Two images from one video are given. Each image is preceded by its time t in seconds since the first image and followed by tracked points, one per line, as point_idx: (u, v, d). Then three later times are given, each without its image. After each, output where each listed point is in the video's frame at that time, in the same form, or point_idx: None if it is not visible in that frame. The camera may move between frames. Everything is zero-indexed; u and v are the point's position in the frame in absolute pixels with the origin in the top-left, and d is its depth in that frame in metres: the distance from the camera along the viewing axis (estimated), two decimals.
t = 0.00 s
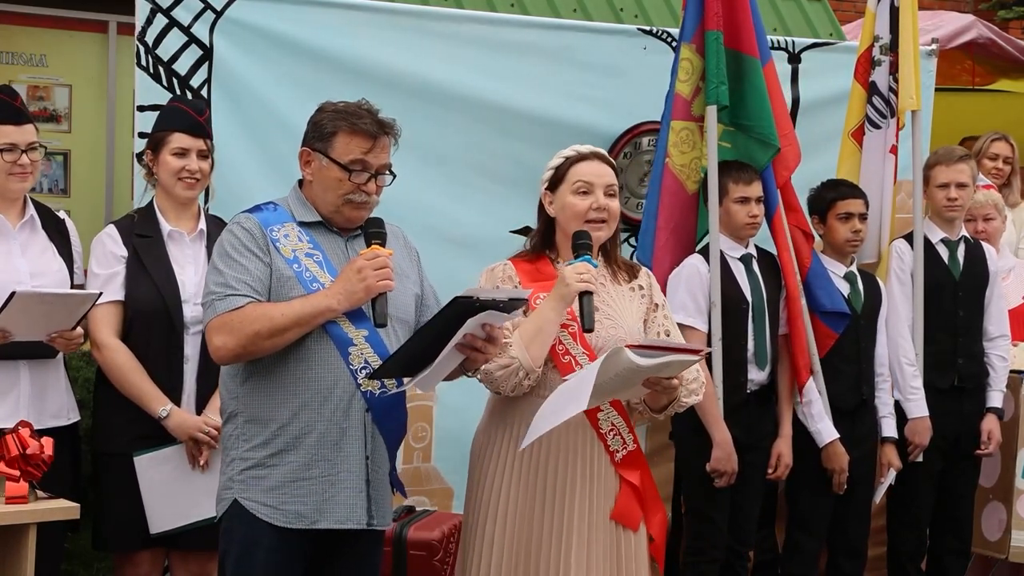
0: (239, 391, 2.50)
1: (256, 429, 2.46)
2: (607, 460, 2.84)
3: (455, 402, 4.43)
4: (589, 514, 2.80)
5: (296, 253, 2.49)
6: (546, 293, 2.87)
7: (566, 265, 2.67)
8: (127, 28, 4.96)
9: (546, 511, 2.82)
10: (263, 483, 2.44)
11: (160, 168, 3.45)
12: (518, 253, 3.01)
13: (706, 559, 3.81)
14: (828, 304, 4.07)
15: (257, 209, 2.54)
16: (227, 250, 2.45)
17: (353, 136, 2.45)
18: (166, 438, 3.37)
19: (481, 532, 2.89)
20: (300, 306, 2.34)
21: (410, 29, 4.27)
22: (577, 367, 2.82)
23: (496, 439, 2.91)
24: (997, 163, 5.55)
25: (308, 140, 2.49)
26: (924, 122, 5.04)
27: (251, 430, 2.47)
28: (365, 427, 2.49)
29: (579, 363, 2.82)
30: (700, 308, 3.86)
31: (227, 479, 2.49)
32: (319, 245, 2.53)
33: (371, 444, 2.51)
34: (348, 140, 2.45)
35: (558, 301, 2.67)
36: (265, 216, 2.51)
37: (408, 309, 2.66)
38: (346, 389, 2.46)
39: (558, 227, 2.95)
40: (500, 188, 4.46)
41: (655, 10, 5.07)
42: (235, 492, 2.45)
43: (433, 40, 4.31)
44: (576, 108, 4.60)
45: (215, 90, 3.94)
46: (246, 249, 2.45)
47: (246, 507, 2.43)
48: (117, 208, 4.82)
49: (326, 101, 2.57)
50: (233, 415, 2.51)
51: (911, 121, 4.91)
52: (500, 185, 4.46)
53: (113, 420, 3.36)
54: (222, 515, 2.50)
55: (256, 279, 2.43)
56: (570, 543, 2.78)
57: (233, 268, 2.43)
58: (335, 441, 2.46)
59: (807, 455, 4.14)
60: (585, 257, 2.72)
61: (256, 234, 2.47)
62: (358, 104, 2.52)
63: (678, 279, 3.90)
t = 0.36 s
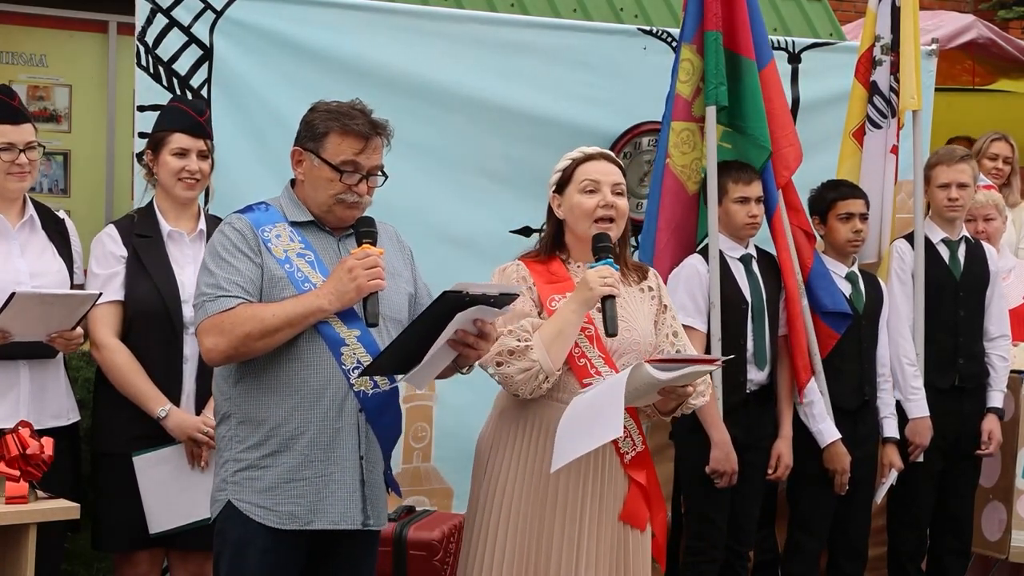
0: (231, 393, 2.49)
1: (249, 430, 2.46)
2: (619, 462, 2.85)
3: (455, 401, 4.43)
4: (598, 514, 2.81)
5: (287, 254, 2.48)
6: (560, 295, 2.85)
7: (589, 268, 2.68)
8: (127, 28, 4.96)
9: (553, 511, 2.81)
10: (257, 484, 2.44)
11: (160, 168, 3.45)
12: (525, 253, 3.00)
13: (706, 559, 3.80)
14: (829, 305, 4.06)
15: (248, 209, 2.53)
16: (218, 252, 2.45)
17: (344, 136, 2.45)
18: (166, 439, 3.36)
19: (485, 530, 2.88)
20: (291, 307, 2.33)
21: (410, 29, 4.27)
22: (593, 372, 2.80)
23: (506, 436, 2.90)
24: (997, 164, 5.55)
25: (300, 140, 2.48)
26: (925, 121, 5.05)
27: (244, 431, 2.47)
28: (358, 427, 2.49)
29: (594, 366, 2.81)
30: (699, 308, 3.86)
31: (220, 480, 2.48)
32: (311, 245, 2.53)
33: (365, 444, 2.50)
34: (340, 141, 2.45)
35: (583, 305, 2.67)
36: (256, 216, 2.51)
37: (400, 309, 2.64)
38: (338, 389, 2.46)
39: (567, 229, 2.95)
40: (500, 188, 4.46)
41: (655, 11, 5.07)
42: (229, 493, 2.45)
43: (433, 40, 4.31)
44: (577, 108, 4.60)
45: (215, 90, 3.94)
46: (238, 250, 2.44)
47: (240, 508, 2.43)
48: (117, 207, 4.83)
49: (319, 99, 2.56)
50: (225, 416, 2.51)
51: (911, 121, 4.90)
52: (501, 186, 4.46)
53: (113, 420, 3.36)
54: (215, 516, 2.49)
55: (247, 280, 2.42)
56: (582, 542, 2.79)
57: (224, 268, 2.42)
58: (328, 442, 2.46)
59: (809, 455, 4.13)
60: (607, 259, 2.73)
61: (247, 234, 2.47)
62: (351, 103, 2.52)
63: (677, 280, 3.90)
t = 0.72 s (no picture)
0: (214, 396, 2.49)
1: (233, 433, 2.46)
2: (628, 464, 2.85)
3: (455, 401, 4.43)
4: (606, 515, 2.82)
5: (269, 254, 2.48)
6: (573, 296, 2.84)
7: (611, 260, 2.66)
8: (127, 28, 4.96)
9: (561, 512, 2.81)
10: (242, 487, 2.44)
11: (160, 168, 3.45)
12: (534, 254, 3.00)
13: (705, 559, 3.80)
14: (830, 305, 4.06)
15: (228, 210, 2.53)
16: (198, 253, 2.44)
17: (327, 137, 2.45)
18: (167, 439, 3.36)
19: (494, 529, 2.89)
20: (272, 309, 2.33)
21: (410, 29, 4.27)
22: (604, 374, 2.78)
23: (516, 437, 2.90)
24: (997, 164, 5.56)
25: (281, 141, 2.48)
26: (925, 121, 5.05)
27: (228, 434, 2.46)
28: (342, 428, 2.50)
29: (605, 369, 2.79)
30: (699, 307, 3.87)
31: (204, 484, 2.48)
32: (292, 245, 2.53)
33: (350, 445, 2.51)
34: (323, 142, 2.45)
35: (606, 297, 2.63)
36: (237, 216, 2.50)
37: (382, 308, 2.65)
38: (322, 391, 2.47)
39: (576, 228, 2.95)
40: (500, 188, 4.46)
41: (655, 11, 5.07)
42: (213, 497, 2.44)
43: (433, 40, 4.31)
44: (577, 108, 4.60)
45: (215, 90, 3.94)
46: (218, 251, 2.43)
47: (225, 512, 2.42)
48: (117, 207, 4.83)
49: (297, 98, 2.56)
50: (208, 419, 2.50)
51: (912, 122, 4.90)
52: (501, 186, 4.47)
53: (112, 421, 3.36)
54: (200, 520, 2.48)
55: (228, 282, 2.42)
56: (592, 542, 2.80)
57: (205, 270, 2.42)
58: (313, 444, 2.46)
59: (810, 455, 4.13)
60: (626, 252, 2.72)
61: (228, 235, 2.46)
62: (329, 102, 2.52)
63: (678, 279, 3.91)
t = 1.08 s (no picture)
0: (190, 405, 2.46)
1: (210, 442, 2.44)
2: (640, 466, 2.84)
3: (454, 401, 4.43)
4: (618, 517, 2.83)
5: (244, 262, 2.46)
6: (587, 298, 2.83)
7: (625, 261, 2.66)
8: (127, 28, 4.96)
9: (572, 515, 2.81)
10: (221, 497, 2.43)
11: (162, 168, 3.45)
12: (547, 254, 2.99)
13: (706, 559, 3.79)
14: (829, 305, 4.06)
15: (200, 213, 2.50)
16: (166, 263, 2.41)
17: (305, 142, 2.44)
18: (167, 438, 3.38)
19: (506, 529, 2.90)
20: (232, 330, 2.32)
21: (410, 29, 4.27)
22: (617, 377, 2.77)
23: (527, 438, 2.90)
24: (996, 164, 5.56)
25: (257, 144, 2.47)
26: (925, 120, 5.05)
27: (205, 443, 2.44)
28: (322, 435, 2.50)
29: (618, 372, 2.78)
30: (700, 307, 3.86)
31: (181, 493, 2.46)
32: (266, 252, 2.51)
33: (330, 452, 2.52)
34: (301, 147, 2.44)
35: (619, 298, 2.63)
36: (209, 222, 2.48)
37: (358, 311, 2.64)
38: (300, 399, 2.46)
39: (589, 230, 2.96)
40: (499, 188, 4.46)
41: (655, 11, 5.07)
42: (192, 505, 2.43)
43: (433, 40, 4.31)
44: (576, 108, 4.60)
45: (215, 90, 3.95)
46: (184, 262, 2.41)
47: (204, 521, 2.42)
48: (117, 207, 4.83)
49: (272, 99, 2.55)
50: (184, 427, 2.48)
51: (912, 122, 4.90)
52: (500, 186, 4.47)
53: (112, 420, 3.35)
54: (176, 528, 2.47)
55: (193, 295, 2.39)
56: (603, 544, 2.81)
57: (170, 282, 2.39)
58: (293, 452, 2.46)
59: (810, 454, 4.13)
60: (642, 253, 2.71)
61: (198, 243, 2.44)
62: (305, 103, 2.51)
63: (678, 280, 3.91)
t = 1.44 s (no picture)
0: (180, 408, 2.46)
1: (201, 446, 2.43)
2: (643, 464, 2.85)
3: (454, 401, 4.43)
4: (620, 516, 2.83)
5: (232, 267, 2.46)
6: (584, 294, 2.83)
7: (611, 255, 2.66)
8: (127, 28, 4.97)
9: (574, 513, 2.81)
10: (213, 501, 2.42)
11: (171, 168, 3.46)
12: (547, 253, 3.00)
13: (706, 559, 3.79)
14: (830, 305, 4.06)
15: (186, 217, 2.49)
16: (153, 269, 2.40)
17: (291, 144, 2.44)
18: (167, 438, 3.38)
19: (509, 527, 2.91)
20: (222, 340, 2.33)
21: (410, 30, 4.27)
22: (615, 371, 2.78)
23: (530, 436, 2.91)
24: (996, 164, 5.56)
25: (242, 146, 2.47)
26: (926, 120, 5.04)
27: (196, 447, 2.44)
28: (312, 437, 2.51)
29: (616, 366, 2.78)
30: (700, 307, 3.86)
31: (172, 497, 2.45)
32: (254, 256, 2.51)
33: (318, 454, 2.53)
34: (287, 149, 2.44)
35: (605, 291, 2.64)
36: (195, 226, 2.47)
37: (345, 311, 2.64)
38: (291, 402, 2.46)
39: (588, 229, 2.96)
40: (499, 188, 4.46)
41: (655, 11, 5.07)
42: (182, 510, 2.43)
43: (433, 40, 4.31)
44: (576, 108, 4.60)
45: (215, 91, 3.95)
46: (172, 267, 2.40)
47: (195, 525, 2.41)
48: (117, 207, 4.84)
49: (257, 100, 2.55)
50: (174, 431, 2.47)
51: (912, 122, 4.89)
52: (500, 186, 4.47)
53: (112, 420, 3.35)
54: (167, 533, 2.46)
55: (180, 302, 2.39)
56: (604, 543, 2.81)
57: (157, 288, 2.38)
58: (284, 455, 2.46)
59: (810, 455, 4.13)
60: (629, 246, 2.71)
61: (186, 248, 2.43)
62: (289, 104, 2.51)
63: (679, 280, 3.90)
